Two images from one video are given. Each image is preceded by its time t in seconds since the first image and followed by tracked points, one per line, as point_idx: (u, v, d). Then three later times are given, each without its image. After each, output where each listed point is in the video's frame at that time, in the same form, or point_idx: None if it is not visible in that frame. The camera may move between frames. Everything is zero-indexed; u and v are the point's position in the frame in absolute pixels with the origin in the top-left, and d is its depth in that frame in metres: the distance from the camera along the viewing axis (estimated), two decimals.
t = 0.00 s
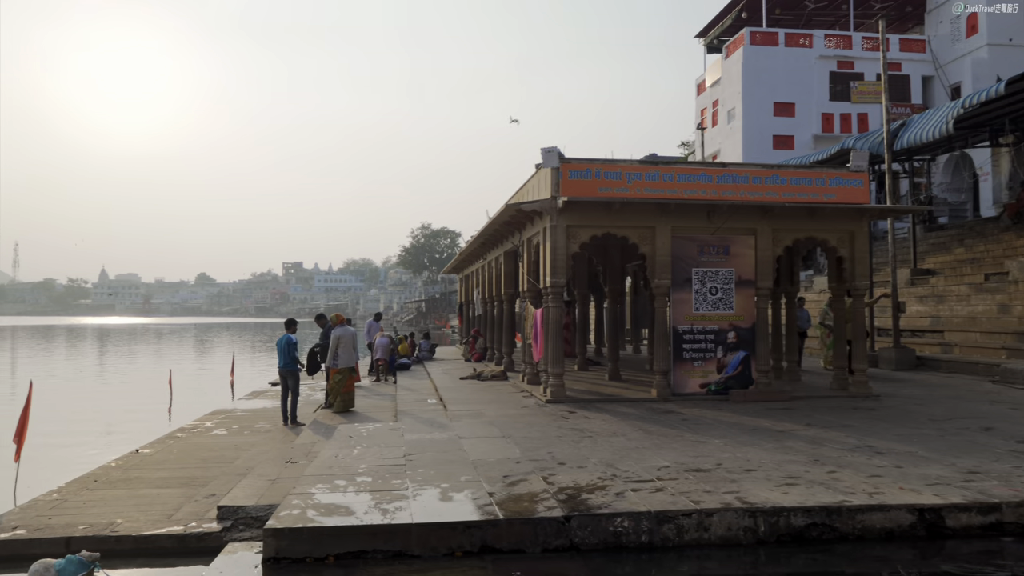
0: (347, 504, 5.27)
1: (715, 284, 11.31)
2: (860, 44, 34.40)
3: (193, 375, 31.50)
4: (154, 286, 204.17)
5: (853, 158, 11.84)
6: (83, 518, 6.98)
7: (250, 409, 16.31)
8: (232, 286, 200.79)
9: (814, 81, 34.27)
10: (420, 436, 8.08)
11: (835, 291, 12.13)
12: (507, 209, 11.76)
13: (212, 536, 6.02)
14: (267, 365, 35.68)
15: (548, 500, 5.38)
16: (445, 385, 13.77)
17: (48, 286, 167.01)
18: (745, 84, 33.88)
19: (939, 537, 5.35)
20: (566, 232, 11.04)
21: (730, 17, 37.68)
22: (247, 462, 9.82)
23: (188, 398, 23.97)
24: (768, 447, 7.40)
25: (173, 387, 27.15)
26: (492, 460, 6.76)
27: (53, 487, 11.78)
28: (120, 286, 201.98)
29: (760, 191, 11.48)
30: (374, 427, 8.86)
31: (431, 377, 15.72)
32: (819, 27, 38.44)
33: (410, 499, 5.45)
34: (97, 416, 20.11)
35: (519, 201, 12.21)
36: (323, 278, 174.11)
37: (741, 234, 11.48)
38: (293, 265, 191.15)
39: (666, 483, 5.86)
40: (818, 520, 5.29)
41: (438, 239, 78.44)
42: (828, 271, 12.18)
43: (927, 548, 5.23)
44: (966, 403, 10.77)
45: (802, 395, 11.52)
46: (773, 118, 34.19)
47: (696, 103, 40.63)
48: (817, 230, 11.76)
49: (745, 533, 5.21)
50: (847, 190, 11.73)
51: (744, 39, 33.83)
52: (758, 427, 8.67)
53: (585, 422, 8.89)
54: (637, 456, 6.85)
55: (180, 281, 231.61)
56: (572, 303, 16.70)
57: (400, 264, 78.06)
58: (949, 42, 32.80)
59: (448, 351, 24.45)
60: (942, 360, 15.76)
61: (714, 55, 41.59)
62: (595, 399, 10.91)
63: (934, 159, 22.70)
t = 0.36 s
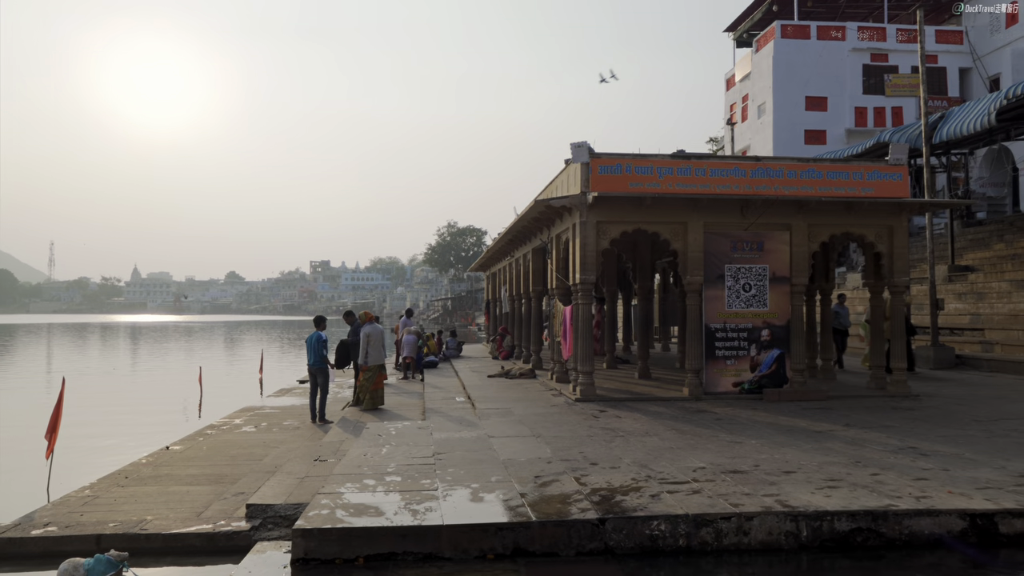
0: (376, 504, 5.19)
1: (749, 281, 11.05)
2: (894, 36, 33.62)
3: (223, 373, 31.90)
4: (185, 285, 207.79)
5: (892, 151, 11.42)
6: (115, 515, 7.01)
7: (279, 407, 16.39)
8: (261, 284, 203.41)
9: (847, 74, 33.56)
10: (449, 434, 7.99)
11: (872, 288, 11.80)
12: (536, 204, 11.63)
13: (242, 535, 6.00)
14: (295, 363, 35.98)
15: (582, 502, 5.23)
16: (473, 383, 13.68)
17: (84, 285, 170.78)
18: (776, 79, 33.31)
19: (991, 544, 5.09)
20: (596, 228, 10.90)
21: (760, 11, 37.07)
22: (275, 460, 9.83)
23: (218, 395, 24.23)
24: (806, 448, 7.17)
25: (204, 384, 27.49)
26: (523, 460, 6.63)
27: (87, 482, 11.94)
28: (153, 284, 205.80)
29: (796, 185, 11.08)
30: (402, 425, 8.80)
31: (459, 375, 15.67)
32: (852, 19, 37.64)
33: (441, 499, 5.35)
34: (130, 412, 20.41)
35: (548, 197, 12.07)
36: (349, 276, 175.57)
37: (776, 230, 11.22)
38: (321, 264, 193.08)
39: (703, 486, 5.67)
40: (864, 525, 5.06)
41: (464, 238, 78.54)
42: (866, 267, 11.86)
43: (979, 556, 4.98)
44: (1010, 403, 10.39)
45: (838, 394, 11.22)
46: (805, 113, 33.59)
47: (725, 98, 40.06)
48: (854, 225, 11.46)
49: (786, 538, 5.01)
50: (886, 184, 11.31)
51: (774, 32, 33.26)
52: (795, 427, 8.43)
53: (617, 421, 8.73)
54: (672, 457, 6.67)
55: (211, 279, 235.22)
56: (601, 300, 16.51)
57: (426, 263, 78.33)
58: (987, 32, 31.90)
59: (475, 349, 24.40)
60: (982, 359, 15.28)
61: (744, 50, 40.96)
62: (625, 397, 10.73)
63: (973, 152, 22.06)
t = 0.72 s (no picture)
0: (392, 508, 5.03)
1: (775, 278, 10.76)
2: (922, 27, 32.86)
3: (244, 369, 32.06)
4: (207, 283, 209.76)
5: (924, 144, 11.10)
6: (131, 515, 6.94)
7: (298, 404, 16.36)
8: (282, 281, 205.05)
9: (873, 67, 32.87)
10: (468, 434, 7.82)
11: (904, 284, 11.42)
12: (557, 199, 11.42)
13: (256, 537, 5.92)
14: (315, 360, 36.09)
15: (607, 508, 5.02)
16: (492, 381, 13.52)
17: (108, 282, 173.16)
18: (799, 72, 32.72)
19: None
20: (618, 223, 10.67)
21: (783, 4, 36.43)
22: (292, 459, 9.74)
23: (239, 392, 24.32)
24: (839, 451, 6.89)
25: (225, 381, 27.63)
26: (545, 462, 6.44)
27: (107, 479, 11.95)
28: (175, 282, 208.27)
29: (824, 179, 10.80)
30: (421, 425, 8.64)
31: (478, 373, 15.51)
32: (878, 11, 36.88)
33: (460, 503, 5.18)
34: (152, 408, 20.52)
35: (569, 192, 11.85)
36: (369, 274, 176.35)
37: (804, 225, 10.90)
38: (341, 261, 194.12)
39: (733, 490, 5.44)
40: (904, 533, 4.79)
41: (484, 235, 78.42)
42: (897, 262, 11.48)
43: None
44: None
45: (868, 394, 10.89)
46: (829, 107, 32.98)
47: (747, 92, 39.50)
48: (884, 221, 11.11)
49: (822, 547, 4.76)
50: (917, 178, 10.96)
51: (798, 25, 32.65)
52: (825, 428, 8.14)
53: (640, 421, 8.51)
54: (698, 459, 6.44)
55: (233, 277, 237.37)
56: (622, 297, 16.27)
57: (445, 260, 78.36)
58: (1019, 23, 31.09)
59: (494, 347, 24.25)
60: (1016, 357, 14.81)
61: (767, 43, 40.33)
62: (648, 397, 10.50)
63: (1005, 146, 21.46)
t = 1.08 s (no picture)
0: (398, 507, 4.87)
1: (790, 269, 10.53)
2: (936, 16, 32.33)
3: (252, 362, 32.06)
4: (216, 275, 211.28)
5: (943, 132, 10.79)
6: (133, 513, 6.84)
7: (305, 397, 16.27)
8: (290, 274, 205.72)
9: (885, 57, 32.38)
10: (476, 430, 7.66)
11: (920, 277, 11.16)
12: (566, 190, 11.22)
13: (259, 535, 5.80)
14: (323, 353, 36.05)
15: (620, 508, 4.84)
16: (500, 374, 13.35)
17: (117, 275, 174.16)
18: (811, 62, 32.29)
19: None
20: (629, 214, 10.44)
21: None
22: (298, 454, 9.61)
23: (247, 384, 24.28)
24: (858, 447, 6.68)
25: (233, 374, 27.60)
26: (555, 458, 6.27)
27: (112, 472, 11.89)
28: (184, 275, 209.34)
29: (839, 169, 10.55)
30: (428, 420, 8.49)
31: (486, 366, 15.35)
32: None
33: (467, 502, 5.02)
34: (159, 401, 20.48)
35: (579, 182, 11.65)
36: (377, 267, 176.49)
37: (820, 216, 10.64)
38: (348, 254, 194.29)
39: (750, 489, 5.24)
40: (930, 535, 4.59)
41: (492, 227, 78.19)
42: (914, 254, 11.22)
43: None
44: None
45: (884, 388, 10.65)
46: (841, 97, 32.56)
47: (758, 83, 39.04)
48: (902, 211, 10.83)
49: (845, 549, 4.56)
50: (936, 167, 10.67)
51: (810, 14, 32.21)
52: (842, 423, 7.92)
53: (652, 416, 8.32)
54: (714, 456, 6.25)
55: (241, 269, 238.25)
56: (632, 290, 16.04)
57: (453, 253, 78.22)
58: None
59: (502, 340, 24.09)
60: None
61: (778, 33, 39.85)
62: (659, 391, 10.30)
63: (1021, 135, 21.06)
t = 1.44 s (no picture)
0: (408, 506, 4.70)
1: (809, 262, 10.28)
2: (954, 5, 31.73)
3: (263, 355, 32.07)
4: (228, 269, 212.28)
5: (968, 121, 10.46)
6: (140, 509, 6.73)
7: (315, 391, 16.17)
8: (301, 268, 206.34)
9: (902, 47, 31.84)
10: (488, 425, 7.48)
11: (943, 269, 10.85)
12: (579, 181, 11.00)
13: (267, 533, 5.68)
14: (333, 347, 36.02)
15: (640, 508, 4.65)
16: (512, 368, 13.18)
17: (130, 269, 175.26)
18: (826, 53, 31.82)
19: None
20: (644, 205, 10.21)
21: None
22: (307, 449, 9.48)
23: (258, 377, 24.25)
24: (884, 445, 6.44)
25: (244, 367, 27.59)
26: (570, 455, 6.08)
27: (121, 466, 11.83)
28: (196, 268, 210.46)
29: (860, 158, 10.21)
30: (439, 415, 8.33)
31: (498, 360, 15.18)
32: None
33: (481, 501, 4.84)
34: (170, 394, 20.48)
35: (592, 173, 11.42)
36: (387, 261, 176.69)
37: (840, 207, 10.37)
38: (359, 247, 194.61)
39: (775, 489, 5.04)
40: (967, 538, 4.37)
41: (502, 221, 77.93)
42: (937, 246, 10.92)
43: None
44: None
45: (907, 383, 10.38)
46: (856, 88, 32.09)
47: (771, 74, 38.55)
48: (924, 202, 10.53)
49: (876, 552, 4.35)
50: (961, 156, 10.32)
51: (825, 4, 31.73)
52: (866, 419, 7.69)
53: (668, 412, 8.11)
54: (735, 454, 6.05)
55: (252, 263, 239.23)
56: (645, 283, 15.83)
57: (463, 247, 78.05)
58: None
59: (513, 334, 23.92)
60: None
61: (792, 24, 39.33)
62: (674, 386, 10.09)
63: None
